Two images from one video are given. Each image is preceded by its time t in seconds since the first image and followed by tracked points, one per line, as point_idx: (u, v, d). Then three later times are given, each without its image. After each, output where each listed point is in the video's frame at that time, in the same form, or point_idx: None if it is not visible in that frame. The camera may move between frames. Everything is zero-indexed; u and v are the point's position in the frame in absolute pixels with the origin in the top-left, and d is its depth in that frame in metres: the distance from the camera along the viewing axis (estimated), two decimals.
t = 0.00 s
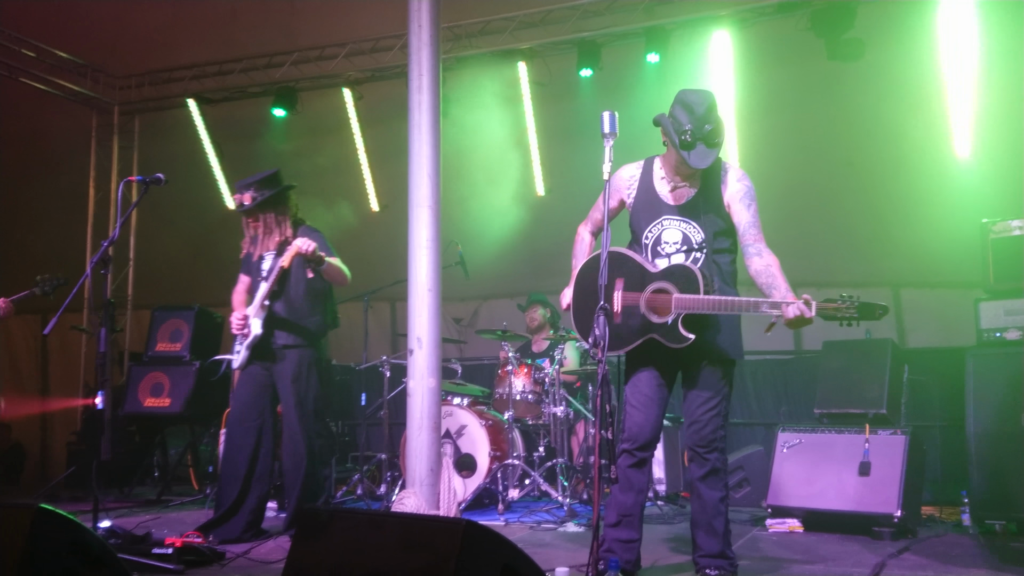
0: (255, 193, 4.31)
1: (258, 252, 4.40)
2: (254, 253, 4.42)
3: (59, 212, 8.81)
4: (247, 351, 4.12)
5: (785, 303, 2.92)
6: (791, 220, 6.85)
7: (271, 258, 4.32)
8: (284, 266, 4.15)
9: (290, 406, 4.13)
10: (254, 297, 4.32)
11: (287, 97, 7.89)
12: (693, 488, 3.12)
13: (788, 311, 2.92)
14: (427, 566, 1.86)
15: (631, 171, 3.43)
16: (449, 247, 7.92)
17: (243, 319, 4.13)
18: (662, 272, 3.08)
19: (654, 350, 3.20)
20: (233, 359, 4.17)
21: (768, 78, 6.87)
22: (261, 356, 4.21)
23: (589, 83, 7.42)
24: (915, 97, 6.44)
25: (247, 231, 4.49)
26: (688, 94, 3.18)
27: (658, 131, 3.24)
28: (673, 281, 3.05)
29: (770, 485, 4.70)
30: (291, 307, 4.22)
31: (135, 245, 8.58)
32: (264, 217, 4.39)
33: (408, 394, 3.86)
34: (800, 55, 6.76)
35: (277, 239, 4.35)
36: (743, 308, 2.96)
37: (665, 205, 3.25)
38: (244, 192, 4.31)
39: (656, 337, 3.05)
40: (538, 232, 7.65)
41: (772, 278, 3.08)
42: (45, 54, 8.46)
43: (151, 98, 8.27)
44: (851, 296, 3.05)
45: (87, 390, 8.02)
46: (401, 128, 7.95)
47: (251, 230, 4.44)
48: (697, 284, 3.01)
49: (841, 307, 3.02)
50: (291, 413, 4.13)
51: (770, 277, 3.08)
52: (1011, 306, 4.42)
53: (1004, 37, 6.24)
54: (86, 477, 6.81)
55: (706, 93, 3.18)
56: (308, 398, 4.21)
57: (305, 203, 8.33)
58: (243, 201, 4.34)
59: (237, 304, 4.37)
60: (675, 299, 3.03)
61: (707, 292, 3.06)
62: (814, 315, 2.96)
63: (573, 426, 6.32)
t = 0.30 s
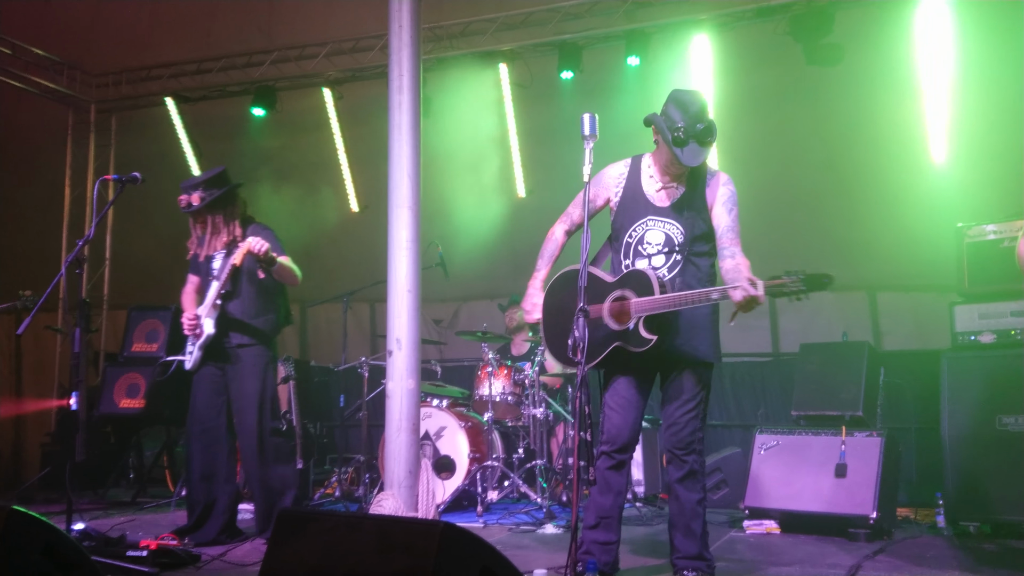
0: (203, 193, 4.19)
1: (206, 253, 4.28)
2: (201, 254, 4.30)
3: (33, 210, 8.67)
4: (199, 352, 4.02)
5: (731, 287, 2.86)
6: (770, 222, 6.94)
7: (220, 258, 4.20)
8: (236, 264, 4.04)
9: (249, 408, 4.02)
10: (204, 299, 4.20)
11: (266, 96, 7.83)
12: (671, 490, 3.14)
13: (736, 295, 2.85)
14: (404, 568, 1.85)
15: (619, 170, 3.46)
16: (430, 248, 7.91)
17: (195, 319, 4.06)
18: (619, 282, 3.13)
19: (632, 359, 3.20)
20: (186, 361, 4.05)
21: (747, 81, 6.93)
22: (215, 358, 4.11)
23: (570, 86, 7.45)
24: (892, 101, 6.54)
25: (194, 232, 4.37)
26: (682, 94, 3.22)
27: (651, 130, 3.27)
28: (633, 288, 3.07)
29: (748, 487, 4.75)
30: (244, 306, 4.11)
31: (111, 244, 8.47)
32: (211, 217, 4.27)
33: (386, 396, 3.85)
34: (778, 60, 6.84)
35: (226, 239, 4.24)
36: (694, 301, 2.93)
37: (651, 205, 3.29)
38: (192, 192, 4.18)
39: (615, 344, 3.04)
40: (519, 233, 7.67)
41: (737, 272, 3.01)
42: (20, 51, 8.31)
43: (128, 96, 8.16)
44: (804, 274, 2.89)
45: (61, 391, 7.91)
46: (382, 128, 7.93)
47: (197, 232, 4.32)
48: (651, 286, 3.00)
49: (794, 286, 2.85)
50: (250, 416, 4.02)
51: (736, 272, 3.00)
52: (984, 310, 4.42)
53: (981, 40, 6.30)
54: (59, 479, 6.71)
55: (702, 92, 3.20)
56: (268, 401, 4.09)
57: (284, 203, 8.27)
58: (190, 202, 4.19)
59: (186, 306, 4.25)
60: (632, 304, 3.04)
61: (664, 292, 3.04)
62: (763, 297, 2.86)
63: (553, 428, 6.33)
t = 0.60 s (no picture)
0: (169, 193, 3.95)
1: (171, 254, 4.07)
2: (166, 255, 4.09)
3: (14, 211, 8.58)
4: (178, 356, 3.88)
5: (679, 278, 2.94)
6: (754, 225, 6.99)
7: (190, 259, 4.02)
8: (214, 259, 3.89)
9: (210, 408, 3.86)
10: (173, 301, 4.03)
11: (250, 97, 7.86)
12: (655, 493, 3.13)
13: (683, 286, 2.92)
14: (388, 571, 1.85)
15: (608, 169, 3.46)
16: (416, 250, 7.90)
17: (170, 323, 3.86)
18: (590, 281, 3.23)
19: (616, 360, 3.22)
20: (162, 365, 3.91)
21: (733, 86, 6.98)
22: (190, 359, 3.99)
23: (557, 89, 7.48)
24: (875, 107, 6.61)
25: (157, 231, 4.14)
26: (672, 90, 3.22)
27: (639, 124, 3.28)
28: (600, 287, 3.18)
29: (732, 489, 4.79)
30: (217, 305, 3.96)
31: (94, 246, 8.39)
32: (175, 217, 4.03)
33: (372, 398, 3.84)
34: (763, 65, 6.90)
35: (192, 240, 4.01)
36: (651, 295, 3.04)
37: (636, 206, 3.30)
38: (156, 192, 3.94)
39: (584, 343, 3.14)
40: (505, 235, 7.67)
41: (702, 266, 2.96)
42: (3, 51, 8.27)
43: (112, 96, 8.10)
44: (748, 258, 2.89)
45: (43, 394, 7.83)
46: (367, 130, 7.92)
47: (162, 231, 4.09)
48: (615, 285, 3.11)
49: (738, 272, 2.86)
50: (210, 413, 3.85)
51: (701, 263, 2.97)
52: (967, 314, 4.45)
53: (965, 48, 6.36)
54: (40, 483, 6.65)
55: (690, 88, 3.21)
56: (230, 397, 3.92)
57: (270, 205, 8.23)
58: (154, 202, 3.95)
59: (153, 309, 4.07)
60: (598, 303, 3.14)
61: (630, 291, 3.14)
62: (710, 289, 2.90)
63: (538, 431, 6.33)
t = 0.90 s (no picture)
0: (164, 196, 3.81)
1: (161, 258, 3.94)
2: (157, 257, 3.96)
3: None
4: (148, 357, 3.69)
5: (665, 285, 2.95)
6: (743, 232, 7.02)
7: (177, 263, 3.88)
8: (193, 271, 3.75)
9: (181, 414, 3.69)
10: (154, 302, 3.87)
11: (240, 101, 7.93)
12: (640, 501, 3.06)
13: (671, 292, 2.92)
14: None
15: (580, 179, 3.38)
16: (405, 255, 7.89)
17: (145, 321, 3.71)
18: (568, 288, 3.17)
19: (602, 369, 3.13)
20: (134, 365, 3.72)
21: (722, 93, 7.03)
22: (162, 360, 3.76)
23: (547, 95, 7.51)
24: (863, 116, 6.67)
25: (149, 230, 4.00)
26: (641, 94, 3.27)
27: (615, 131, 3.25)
28: (578, 295, 3.14)
29: (720, 495, 4.81)
30: (194, 310, 3.79)
31: (81, 249, 8.33)
32: (172, 222, 3.91)
33: (361, 404, 3.83)
34: (752, 73, 6.95)
35: (185, 244, 3.91)
36: (635, 302, 3.05)
37: (612, 212, 3.23)
38: (150, 194, 3.80)
39: (567, 352, 3.08)
40: (495, 241, 7.68)
41: (681, 267, 2.96)
42: None
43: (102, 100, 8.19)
44: (731, 264, 3.01)
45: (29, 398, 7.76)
46: (357, 135, 7.91)
47: (156, 232, 3.96)
48: (596, 293, 3.09)
49: (724, 277, 2.98)
50: (179, 419, 3.68)
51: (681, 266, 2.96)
52: (954, 322, 4.48)
53: (951, 56, 6.45)
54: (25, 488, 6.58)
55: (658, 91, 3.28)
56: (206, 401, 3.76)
57: (259, 209, 8.21)
58: (149, 204, 3.81)
59: (134, 306, 3.91)
60: (581, 312, 3.08)
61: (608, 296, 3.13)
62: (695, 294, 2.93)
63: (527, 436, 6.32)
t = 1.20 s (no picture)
0: (160, 200, 3.76)
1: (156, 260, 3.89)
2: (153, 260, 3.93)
3: None
4: (132, 359, 3.62)
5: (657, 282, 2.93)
6: (733, 237, 7.04)
7: (170, 267, 3.82)
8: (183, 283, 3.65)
9: (168, 424, 3.66)
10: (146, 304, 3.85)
11: (232, 105, 7.85)
12: (626, 505, 3.01)
13: (663, 288, 2.91)
14: None
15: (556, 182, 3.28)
16: (396, 259, 7.88)
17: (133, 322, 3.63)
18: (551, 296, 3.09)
19: (590, 371, 3.10)
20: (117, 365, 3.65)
21: (713, 99, 7.08)
22: (147, 364, 3.73)
23: (538, 99, 7.54)
24: (852, 121, 6.73)
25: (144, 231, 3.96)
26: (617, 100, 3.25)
27: (609, 141, 3.19)
28: (563, 302, 3.07)
29: (711, 499, 4.83)
30: (185, 315, 3.75)
31: (71, 252, 8.29)
32: (169, 226, 3.85)
33: (351, 409, 3.82)
34: (742, 78, 7.01)
35: (183, 247, 3.85)
36: (625, 302, 3.04)
37: (593, 216, 3.19)
38: (146, 197, 3.74)
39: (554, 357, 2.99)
40: (486, 245, 7.69)
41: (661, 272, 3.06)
42: None
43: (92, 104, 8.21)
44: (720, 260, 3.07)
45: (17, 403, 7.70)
46: (349, 139, 7.92)
47: (152, 235, 3.91)
48: (582, 298, 3.03)
49: (714, 271, 3.03)
50: (168, 430, 3.66)
51: (661, 272, 3.05)
52: (941, 326, 4.48)
53: (938, 63, 6.52)
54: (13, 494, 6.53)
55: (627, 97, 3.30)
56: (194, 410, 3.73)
57: (250, 213, 8.19)
58: (143, 207, 3.76)
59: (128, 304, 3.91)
60: (567, 315, 3.03)
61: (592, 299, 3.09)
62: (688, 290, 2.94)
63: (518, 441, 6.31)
